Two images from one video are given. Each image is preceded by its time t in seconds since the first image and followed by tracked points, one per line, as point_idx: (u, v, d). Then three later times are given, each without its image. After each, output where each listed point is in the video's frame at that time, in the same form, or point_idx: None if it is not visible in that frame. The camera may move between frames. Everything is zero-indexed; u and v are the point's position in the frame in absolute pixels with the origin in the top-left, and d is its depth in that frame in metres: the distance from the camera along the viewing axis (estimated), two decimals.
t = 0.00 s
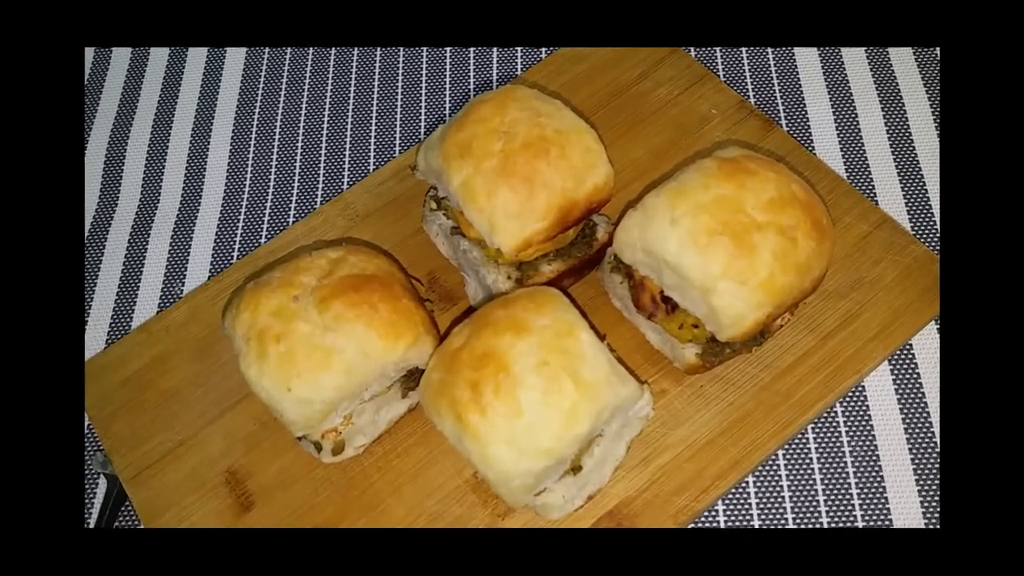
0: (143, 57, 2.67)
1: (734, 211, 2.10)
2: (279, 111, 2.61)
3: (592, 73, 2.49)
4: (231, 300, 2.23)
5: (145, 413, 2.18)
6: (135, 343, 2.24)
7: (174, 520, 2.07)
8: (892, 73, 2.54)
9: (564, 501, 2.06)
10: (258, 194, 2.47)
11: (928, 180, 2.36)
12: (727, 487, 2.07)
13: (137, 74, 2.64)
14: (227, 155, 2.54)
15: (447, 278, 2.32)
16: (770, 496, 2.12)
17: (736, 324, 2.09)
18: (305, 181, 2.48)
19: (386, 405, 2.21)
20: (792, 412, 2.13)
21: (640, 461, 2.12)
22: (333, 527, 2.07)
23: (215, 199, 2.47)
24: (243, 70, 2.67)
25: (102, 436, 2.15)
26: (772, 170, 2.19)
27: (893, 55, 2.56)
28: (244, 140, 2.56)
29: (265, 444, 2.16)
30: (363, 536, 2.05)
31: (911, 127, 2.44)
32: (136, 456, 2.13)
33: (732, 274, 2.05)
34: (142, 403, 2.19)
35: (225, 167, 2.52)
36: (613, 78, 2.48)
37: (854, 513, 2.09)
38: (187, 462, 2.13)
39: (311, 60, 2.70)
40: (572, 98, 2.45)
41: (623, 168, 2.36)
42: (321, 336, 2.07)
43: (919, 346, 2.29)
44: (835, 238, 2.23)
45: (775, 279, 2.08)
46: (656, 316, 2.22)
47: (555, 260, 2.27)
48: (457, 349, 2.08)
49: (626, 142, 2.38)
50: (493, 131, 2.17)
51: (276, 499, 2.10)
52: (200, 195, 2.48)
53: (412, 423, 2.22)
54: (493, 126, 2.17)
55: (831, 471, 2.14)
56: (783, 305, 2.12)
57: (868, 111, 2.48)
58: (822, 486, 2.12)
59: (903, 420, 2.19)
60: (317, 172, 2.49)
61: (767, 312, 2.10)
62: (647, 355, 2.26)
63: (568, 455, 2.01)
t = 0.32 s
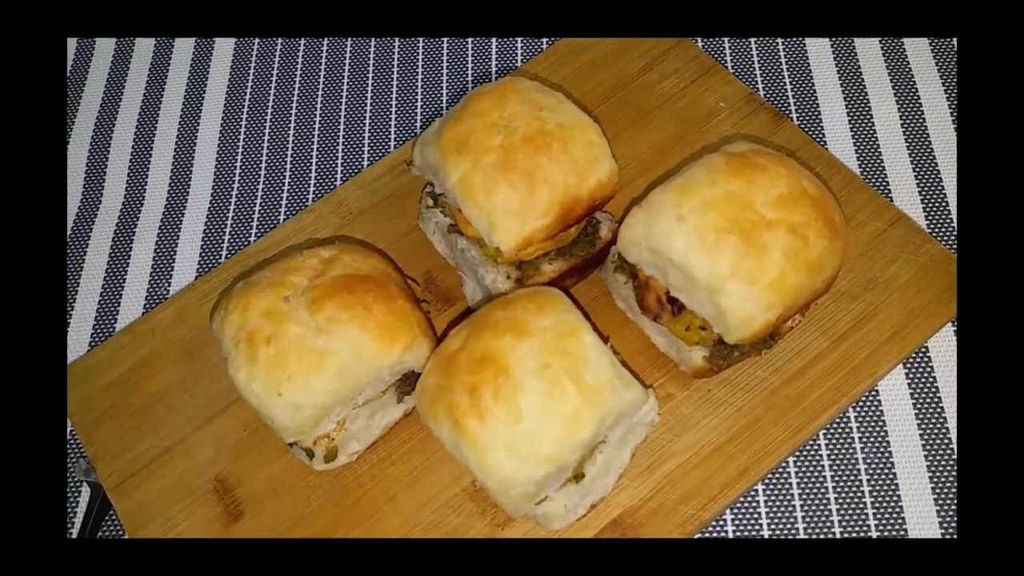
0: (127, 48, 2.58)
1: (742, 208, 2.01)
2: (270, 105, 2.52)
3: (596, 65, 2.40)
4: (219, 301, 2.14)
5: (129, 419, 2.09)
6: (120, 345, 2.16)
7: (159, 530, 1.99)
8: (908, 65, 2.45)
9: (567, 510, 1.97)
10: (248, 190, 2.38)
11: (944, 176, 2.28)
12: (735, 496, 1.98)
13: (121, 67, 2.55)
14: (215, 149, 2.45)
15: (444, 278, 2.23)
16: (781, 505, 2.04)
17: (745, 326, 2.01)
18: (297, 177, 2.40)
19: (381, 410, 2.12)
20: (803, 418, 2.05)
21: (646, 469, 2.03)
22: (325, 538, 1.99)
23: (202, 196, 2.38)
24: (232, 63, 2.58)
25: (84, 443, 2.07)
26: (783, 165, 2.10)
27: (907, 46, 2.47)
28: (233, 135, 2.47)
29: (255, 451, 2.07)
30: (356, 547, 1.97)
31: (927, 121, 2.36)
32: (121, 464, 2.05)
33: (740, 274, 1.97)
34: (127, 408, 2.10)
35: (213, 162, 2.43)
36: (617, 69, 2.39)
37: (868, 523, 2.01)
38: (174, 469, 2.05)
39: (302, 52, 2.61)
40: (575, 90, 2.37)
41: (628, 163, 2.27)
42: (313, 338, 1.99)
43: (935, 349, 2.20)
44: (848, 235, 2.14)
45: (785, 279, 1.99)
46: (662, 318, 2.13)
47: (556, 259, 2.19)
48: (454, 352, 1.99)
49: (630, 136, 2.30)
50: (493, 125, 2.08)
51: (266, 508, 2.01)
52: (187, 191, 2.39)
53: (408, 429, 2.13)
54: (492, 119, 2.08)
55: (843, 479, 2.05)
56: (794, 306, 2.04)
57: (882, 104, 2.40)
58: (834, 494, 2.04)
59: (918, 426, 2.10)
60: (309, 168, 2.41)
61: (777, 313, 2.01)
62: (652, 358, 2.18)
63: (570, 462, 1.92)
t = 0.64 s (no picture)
0: (112, 40, 2.50)
1: (752, 205, 1.93)
2: (260, 98, 2.44)
3: (599, 56, 2.32)
4: (208, 301, 2.06)
5: (114, 424, 2.01)
6: (104, 348, 2.08)
7: (144, 540, 1.91)
8: (923, 57, 2.37)
9: (568, 519, 1.89)
10: (237, 185, 2.30)
11: (961, 171, 2.20)
12: (744, 504, 1.90)
13: (105, 60, 2.48)
14: (203, 143, 2.37)
15: (441, 277, 2.15)
16: (792, 513, 1.96)
17: (754, 327, 1.93)
18: (288, 172, 2.32)
19: (375, 415, 2.03)
20: (815, 422, 1.96)
21: (651, 476, 1.95)
22: (317, 548, 1.91)
23: (190, 192, 2.30)
24: (221, 56, 2.50)
25: (67, 449, 1.99)
26: (794, 160, 2.02)
27: (922, 37, 2.39)
28: (222, 129, 2.39)
29: (245, 457, 1.99)
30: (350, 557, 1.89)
31: (944, 115, 2.27)
32: (105, 471, 1.97)
33: (750, 274, 1.89)
34: (112, 412, 2.03)
35: (201, 156, 2.35)
36: (621, 61, 2.31)
37: (882, 532, 1.93)
38: (160, 476, 1.97)
39: (294, 43, 2.53)
40: (577, 83, 2.29)
41: (631, 159, 2.19)
42: (304, 340, 1.91)
43: (952, 351, 2.12)
44: (861, 233, 2.06)
45: (797, 279, 1.91)
46: (668, 319, 2.05)
47: (558, 257, 2.11)
48: (452, 354, 1.91)
49: (635, 130, 2.22)
50: (491, 118, 2.00)
51: (256, 517, 1.93)
52: (174, 187, 2.31)
53: (403, 435, 2.04)
54: (491, 112, 2.00)
55: (856, 486, 1.97)
56: (805, 307, 1.96)
57: (897, 97, 2.32)
58: (847, 502, 1.96)
59: (934, 431, 2.02)
60: (301, 162, 2.33)
61: (787, 314, 1.93)
62: (657, 361, 2.09)
63: (573, 469, 1.84)
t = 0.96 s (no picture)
0: (97, 33, 2.43)
1: (760, 202, 1.86)
2: (250, 91, 2.37)
3: (602, 48, 2.25)
4: (196, 301, 1.99)
5: (99, 429, 1.94)
6: (88, 350, 2.01)
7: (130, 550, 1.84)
8: (938, 49, 2.30)
9: (570, 528, 1.82)
10: (227, 181, 2.23)
11: (977, 167, 2.13)
12: (753, 512, 1.83)
13: (90, 53, 2.40)
14: (191, 138, 2.30)
15: (438, 277, 2.08)
16: (802, 522, 1.88)
17: (763, 329, 1.86)
18: (280, 168, 2.24)
19: (370, 420, 1.96)
20: (826, 427, 1.89)
21: (656, 483, 1.88)
22: (309, 559, 1.83)
23: (177, 188, 2.23)
24: (210, 49, 2.43)
25: (50, 455, 1.92)
26: (804, 155, 1.94)
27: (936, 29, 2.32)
28: (211, 123, 2.32)
29: (234, 463, 1.92)
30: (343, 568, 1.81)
31: (960, 109, 2.20)
32: (90, 478, 1.90)
33: (759, 274, 1.82)
34: (96, 418, 1.95)
35: (189, 151, 2.28)
36: (625, 53, 2.24)
37: (895, 541, 1.86)
38: (147, 484, 1.90)
39: (286, 35, 2.46)
40: (579, 75, 2.22)
41: (635, 154, 2.12)
42: (296, 342, 1.83)
43: (967, 353, 2.05)
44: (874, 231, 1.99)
45: (807, 279, 1.84)
46: (674, 320, 1.97)
47: (559, 256, 2.03)
48: (449, 356, 1.83)
49: (639, 125, 2.14)
50: (491, 112, 1.92)
51: (246, 526, 1.86)
52: (160, 184, 2.24)
53: (399, 441, 1.97)
54: (490, 106, 1.93)
55: (869, 494, 1.90)
56: (816, 308, 1.88)
57: (912, 90, 2.24)
58: (859, 510, 1.89)
59: (950, 436, 1.95)
60: (293, 158, 2.26)
61: (798, 315, 1.86)
62: (663, 364, 2.02)
63: (575, 476, 1.77)
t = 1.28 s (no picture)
0: (82, 25, 2.37)
1: (771, 199, 1.79)
2: (241, 84, 2.30)
3: (606, 40, 2.18)
4: (186, 302, 1.92)
5: (85, 435, 1.87)
6: (74, 353, 1.94)
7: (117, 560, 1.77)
8: (954, 42, 2.23)
9: (573, 537, 1.74)
10: (217, 178, 2.16)
11: (995, 164, 2.06)
12: (763, 522, 1.76)
13: (74, 45, 2.34)
14: (179, 133, 2.23)
15: (436, 277, 2.01)
16: (813, 531, 1.81)
17: (772, 331, 1.79)
18: (273, 164, 2.18)
19: (366, 426, 1.89)
20: (839, 433, 1.82)
21: (662, 490, 1.81)
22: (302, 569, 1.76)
23: (165, 185, 2.16)
24: (199, 42, 2.36)
25: (34, 461, 1.85)
26: (816, 150, 1.87)
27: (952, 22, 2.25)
28: (200, 117, 2.25)
29: (225, 470, 1.85)
30: None
31: (977, 104, 2.14)
32: (75, 486, 1.83)
33: (769, 274, 1.75)
34: (82, 423, 1.89)
35: (177, 146, 2.21)
36: (629, 45, 2.17)
37: (910, 551, 1.79)
38: (134, 491, 1.83)
39: (278, 27, 2.39)
40: (582, 68, 2.15)
41: (639, 150, 2.05)
42: (289, 345, 1.76)
43: (984, 356, 1.98)
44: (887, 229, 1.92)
45: (819, 278, 1.77)
46: (680, 322, 1.90)
47: (562, 255, 1.96)
48: (447, 359, 1.76)
49: (644, 119, 2.08)
50: (491, 106, 1.85)
51: (237, 535, 1.79)
52: (148, 180, 2.17)
53: (396, 447, 1.89)
54: (490, 99, 1.86)
55: (882, 502, 1.83)
56: (828, 309, 1.81)
57: (928, 85, 2.18)
58: (872, 519, 1.82)
59: (967, 442, 1.88)
60: (286, 153, 2.19)
61: (809, 317, 1.79)
62: (669, 367, 1.95)
63: (578, 484, 1.70)
